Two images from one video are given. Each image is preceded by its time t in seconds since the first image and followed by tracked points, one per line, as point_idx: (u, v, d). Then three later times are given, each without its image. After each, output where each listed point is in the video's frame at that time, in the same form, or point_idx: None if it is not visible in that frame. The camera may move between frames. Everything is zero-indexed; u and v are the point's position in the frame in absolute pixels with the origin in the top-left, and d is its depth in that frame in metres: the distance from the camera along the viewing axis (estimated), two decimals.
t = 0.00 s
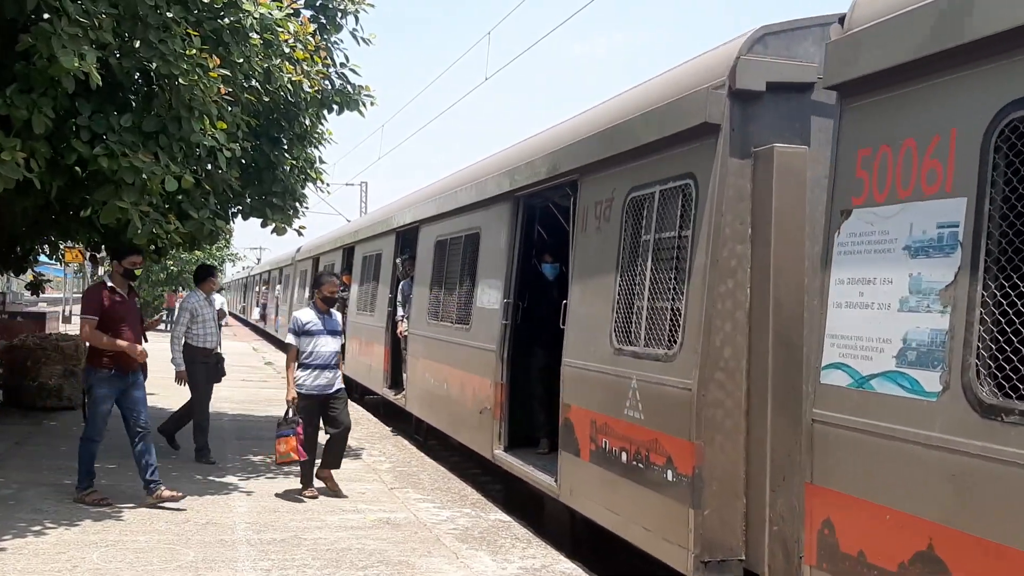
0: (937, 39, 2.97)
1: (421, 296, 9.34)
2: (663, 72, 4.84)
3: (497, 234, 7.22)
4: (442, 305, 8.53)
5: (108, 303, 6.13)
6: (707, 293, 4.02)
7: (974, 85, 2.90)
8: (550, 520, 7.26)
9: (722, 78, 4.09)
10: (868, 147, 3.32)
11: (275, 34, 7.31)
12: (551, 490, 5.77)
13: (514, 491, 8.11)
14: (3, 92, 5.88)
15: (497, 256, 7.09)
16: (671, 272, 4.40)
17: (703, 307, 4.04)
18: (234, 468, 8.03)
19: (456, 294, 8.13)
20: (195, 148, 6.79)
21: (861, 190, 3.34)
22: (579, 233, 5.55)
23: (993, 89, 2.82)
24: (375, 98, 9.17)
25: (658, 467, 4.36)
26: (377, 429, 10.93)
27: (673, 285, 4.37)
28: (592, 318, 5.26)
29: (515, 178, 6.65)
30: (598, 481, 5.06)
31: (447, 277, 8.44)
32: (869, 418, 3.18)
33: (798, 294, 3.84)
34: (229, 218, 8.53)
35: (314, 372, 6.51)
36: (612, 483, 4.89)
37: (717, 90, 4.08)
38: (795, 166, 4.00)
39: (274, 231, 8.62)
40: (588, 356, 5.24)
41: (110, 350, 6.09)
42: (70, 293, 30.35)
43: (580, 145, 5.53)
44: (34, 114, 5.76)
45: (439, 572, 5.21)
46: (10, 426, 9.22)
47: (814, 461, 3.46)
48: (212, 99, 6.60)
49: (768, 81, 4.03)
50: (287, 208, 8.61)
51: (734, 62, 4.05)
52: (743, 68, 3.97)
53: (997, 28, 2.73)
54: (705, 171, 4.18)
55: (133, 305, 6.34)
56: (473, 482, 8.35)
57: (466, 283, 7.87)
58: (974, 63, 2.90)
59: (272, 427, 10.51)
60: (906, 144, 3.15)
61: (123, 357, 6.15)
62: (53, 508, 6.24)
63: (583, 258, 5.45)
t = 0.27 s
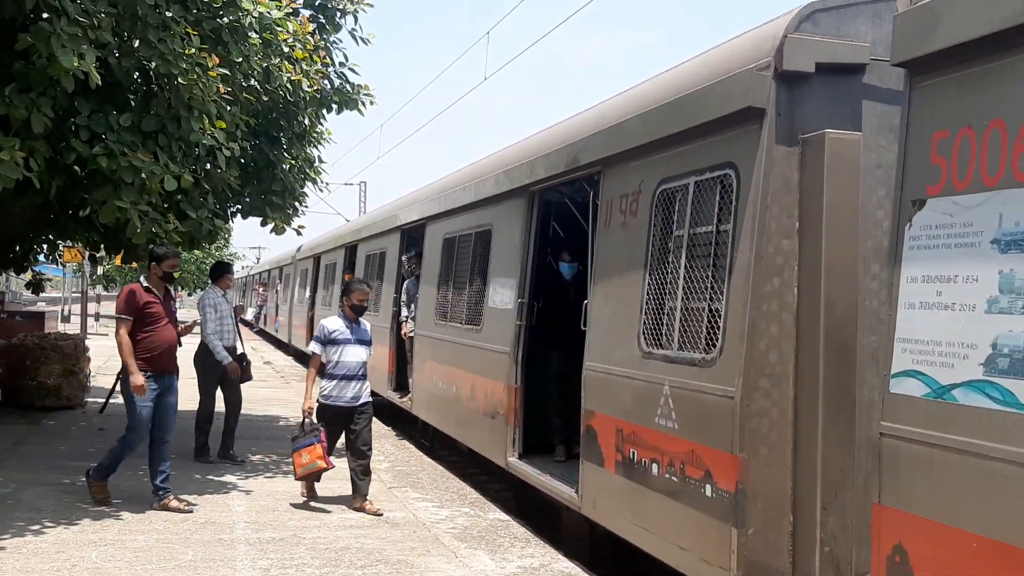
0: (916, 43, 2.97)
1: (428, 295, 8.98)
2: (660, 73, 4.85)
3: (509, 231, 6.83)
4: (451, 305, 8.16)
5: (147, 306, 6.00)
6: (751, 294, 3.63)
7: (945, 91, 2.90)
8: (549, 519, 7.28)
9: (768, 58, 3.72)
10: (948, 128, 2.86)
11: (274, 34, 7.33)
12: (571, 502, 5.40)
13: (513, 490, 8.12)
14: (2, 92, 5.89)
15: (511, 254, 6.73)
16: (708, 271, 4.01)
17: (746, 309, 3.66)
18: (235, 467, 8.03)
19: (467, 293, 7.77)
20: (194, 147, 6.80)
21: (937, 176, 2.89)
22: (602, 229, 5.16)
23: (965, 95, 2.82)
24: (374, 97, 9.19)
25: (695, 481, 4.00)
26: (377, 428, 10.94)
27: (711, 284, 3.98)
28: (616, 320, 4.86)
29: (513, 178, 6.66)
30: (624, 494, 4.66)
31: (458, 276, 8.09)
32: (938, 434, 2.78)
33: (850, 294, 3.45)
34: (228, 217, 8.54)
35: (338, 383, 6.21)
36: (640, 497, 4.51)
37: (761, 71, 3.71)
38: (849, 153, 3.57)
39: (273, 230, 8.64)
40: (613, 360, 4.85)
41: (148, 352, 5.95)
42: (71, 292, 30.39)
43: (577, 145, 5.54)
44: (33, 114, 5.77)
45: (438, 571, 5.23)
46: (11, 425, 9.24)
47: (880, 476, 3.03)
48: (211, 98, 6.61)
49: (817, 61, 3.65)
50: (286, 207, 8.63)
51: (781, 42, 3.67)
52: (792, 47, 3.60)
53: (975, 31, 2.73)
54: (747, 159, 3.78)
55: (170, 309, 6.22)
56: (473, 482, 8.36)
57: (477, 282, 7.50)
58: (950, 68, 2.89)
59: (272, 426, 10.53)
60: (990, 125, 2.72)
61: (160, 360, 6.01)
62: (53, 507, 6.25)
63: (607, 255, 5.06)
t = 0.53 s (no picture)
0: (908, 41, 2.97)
1: (436, 295, 8.72)
2: (662, 72, 4.85)
3: (523, 228, 6.57)
4: (461, 305, 7.90)
5: (179, 306, 5.72)
6: (798, 294, 3.35)
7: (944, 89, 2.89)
8: (548, 518, 7.28)
9: (816, 37, 3.38)
10: None
11: (273, 33, 7.34)
12: (590, 512, 5.12)
13: (512, 489, 8.12)
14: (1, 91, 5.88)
15: (525, 251, 6.44)
16: (747, 268, 3.73)
17: (791, 309, 3.38)
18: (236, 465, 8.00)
19: (478, 293, 7.50)
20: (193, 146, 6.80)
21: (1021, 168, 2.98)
22: (628, 225, 4.88)
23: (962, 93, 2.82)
24: (373, 96, 9.19)
25: (732, 495, 3.72)
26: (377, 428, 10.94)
27: (752, 283, 3.70)
28: (643, 322, 4.58)
29: (512, 177, 6.66)
30: (650, 504, 4.40)
31: (468, 276, 7.81)
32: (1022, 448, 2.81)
33: (906, 295, 3.18)
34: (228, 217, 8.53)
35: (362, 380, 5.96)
36: (668, 509, 4.24)
37: (809, 52, 3.38)
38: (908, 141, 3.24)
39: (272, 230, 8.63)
40: (640, 363, 4.57)
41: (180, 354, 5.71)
42: (69, 292, 30.37)
43: (577, 144, 5.54)
44: (32, 113, 5.76)
45: (438, 571, 5.23)
46: (9, 424, 9.23)
47: (966, 496, 3.04)
48: (210, 97, 6.61)
49: (871, 41, 3.31)
50: (286, 206, 8.63)
51: (832, 20, 3.32)
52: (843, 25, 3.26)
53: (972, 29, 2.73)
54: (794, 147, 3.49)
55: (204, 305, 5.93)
56: (472, 481, 8.36)
57: (488, 282, 7.23)
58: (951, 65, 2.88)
59: (271, 426, 10.54)
60: None
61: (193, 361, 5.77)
62: (52, 507, 6.24)
63: (633, 252, 4.78)
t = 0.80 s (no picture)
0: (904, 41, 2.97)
1: (444, 294, 8.48)
2: (662, 71, 4.85)
3: (537, 224, 6.31)
4: (471, 305, 7.64)
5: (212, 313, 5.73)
6: (848, 293, 3.12)
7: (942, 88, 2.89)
8: (548, 518, 7.27)
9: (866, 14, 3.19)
10: None
11: (273, 32, 7.35)
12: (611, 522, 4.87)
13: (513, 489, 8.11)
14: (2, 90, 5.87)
15: (539, 248, 6.20)
16: (787, 267, 3.48)
17: (840, 310, 3.14)
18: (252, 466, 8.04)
19: (488, 292, 7.24)
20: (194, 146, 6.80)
21: None
22: (652, 221, 4.61)
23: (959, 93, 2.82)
24: (373, 96, 9.19)
25: (772, 510, 3.45)
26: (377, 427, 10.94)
27: (794, 281, 3.44)
28: (670, 323, 4.30)
29: (513, 177, 6.67)
30: (681, 518, 4.12)
31: (477, 274, 7.56)
32: None
33: (966, 295, 3.04)
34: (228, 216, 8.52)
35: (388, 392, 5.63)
36: (699, 522, 3.97)
37: (859, 32, 3.18)
38: (964, 130, 3.08)
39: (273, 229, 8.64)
40: (667, 367, 4.29)
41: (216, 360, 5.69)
42: (70, 292, 30.38)
43: (577, 144, 5.55)
44: (33, 112, 5.77)
45: (438, 570, 5.23)
46: (9, 423, 9.24)
47: None
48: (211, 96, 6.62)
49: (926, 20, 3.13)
50: (286, 206, 8.63)
51: None
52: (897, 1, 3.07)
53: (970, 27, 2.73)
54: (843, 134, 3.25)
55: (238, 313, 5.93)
56: (472, 481, 8.36)
57: (500, 280, 6.97)
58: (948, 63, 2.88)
59: (272, 425, 10.54)
60: None
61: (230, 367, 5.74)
62: (52, 506, 6.24)
63: (658, 249, 4.51)
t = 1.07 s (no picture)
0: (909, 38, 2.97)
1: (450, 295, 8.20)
2: (666, 70, 4.82)
3: (548, 222, 6.08)
4: (480, 306, 7.37)
5: (242, 309, 5.31)
6: (897, 292, 2.93)
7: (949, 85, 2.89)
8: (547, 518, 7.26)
9: None
10: None
11: (273, 31, 7.35)
12: (628, 533, 4.65)
13: (513, 489, 8.10)
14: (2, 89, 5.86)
15: (550, 246, 5.96)
16: (828, 265, 3.28)
17: (888, 312, 2.96)
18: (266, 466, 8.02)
19: (498, 293, 6.98)
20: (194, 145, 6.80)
21: None
22: (674, 218, 4.41)
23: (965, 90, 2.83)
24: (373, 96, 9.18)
25: (813, 525, 3.24)
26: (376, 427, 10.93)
27: (834, 280, 3.26)
28: (695, 325, 4.10)
29: (514, 176, 6.66)
30: (707, 531, 3.91)
31: (485, 273, 7.32)
32: None
33: None
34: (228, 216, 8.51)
35: (410, 391, 5.38)
36: (728, 536, 3.75)
37: (909, 13, 2.99)
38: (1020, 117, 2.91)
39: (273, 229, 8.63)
40: (692, 371, 4.08)
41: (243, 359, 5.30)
42: (70, 292, 30.38)
43: (579, 143, 5.54)
44: (33, 111, 5.76)
45: (438, 570, 5.21)
46: (9, 423, 9.23)
47: None
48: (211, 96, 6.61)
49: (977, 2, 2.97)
50: (286, 205, 8.62)
51: None
52: None
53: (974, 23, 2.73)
54: (887, 126, 3.08)
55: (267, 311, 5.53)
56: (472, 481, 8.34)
57: (509, 280, 6.72)
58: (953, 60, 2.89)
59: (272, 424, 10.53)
60: None
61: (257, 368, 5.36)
62: (52, 505, 6.24)
63: (681, 248, 4.31)
